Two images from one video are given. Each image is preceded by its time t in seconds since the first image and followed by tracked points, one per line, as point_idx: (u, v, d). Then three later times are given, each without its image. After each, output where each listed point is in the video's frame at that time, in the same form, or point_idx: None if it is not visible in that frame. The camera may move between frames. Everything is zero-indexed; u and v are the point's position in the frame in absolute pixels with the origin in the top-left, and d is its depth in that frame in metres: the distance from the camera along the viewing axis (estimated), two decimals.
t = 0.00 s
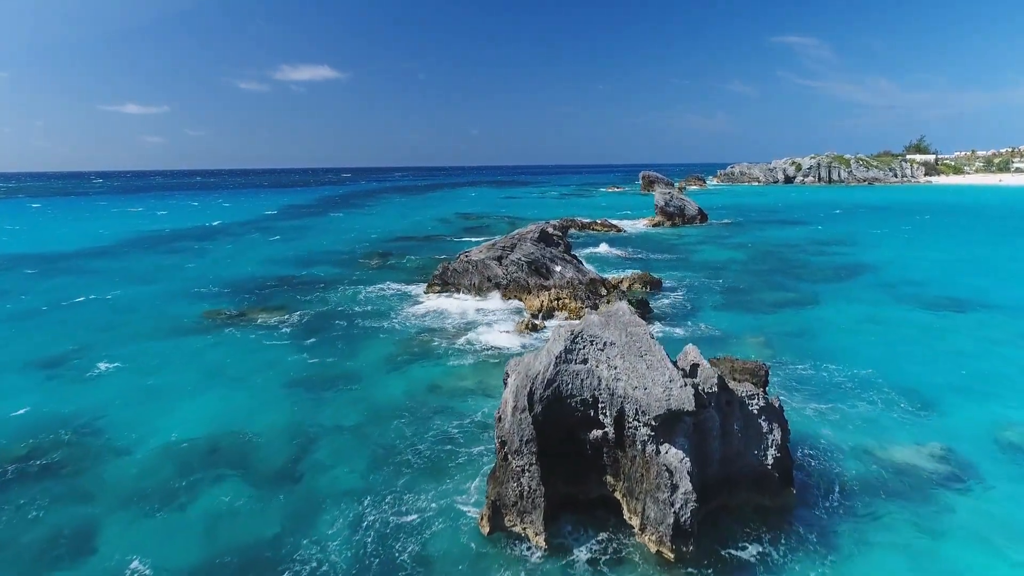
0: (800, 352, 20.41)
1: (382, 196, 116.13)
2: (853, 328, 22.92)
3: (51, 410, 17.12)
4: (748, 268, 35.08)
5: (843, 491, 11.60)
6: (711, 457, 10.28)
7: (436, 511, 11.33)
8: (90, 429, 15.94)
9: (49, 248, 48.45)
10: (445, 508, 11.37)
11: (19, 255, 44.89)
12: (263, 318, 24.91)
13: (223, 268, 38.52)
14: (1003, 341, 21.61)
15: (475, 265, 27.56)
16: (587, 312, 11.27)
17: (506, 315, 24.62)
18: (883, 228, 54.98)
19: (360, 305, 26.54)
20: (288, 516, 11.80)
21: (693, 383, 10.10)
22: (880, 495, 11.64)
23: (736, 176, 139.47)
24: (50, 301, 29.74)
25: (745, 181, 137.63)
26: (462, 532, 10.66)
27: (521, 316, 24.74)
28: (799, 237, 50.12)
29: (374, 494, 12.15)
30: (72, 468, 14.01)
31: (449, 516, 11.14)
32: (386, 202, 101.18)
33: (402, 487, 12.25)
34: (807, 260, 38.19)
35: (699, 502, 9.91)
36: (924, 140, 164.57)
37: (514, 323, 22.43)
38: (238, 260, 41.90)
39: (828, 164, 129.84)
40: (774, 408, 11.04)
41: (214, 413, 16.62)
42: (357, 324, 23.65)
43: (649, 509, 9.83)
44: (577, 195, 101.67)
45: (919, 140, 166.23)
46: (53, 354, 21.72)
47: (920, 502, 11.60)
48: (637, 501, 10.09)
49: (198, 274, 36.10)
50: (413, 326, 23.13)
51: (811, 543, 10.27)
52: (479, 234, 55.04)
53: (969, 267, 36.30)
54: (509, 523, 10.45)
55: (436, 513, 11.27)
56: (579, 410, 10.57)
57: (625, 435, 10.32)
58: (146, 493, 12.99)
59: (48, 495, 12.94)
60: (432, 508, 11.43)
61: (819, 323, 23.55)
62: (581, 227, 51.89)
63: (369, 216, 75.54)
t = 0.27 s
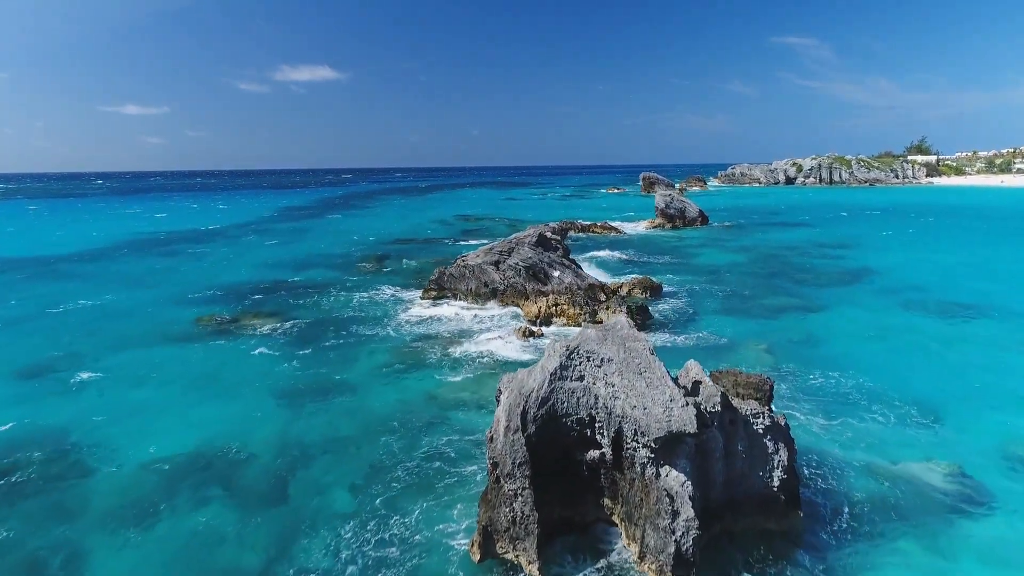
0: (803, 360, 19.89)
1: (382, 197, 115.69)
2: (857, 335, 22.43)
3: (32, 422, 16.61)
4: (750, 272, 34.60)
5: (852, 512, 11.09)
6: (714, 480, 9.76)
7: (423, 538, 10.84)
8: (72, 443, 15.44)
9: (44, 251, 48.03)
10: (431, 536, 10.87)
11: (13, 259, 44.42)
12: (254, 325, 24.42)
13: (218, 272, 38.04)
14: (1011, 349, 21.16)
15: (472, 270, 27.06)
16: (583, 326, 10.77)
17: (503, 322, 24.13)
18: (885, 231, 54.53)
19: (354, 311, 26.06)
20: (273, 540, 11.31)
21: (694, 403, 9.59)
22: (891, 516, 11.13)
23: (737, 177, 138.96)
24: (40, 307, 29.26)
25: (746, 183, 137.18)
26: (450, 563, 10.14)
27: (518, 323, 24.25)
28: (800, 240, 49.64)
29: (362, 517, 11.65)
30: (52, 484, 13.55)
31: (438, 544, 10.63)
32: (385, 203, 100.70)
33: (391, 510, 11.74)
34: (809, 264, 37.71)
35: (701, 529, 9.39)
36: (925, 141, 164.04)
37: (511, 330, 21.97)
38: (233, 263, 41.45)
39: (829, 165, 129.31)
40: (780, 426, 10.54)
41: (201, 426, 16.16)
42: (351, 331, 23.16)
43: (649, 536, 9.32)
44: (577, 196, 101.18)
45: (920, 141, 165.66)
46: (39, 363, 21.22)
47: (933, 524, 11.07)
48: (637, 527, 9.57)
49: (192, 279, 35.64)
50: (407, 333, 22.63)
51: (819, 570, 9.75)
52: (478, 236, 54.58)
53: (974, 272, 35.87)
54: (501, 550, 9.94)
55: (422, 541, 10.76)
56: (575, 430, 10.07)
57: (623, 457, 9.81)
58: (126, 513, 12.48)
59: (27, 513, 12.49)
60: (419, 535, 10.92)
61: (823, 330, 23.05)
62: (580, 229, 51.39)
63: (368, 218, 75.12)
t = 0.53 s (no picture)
0: (809, 368, 19.35)
1: (381, 198, 115.25)
2: (863, 342, 21.92)
3: (14, 434, 16.12)
4: (752, 276, 34.07)
5: (863, 536, 10.56)
6: (718, 505, 9.22)
7: (409, 568, 10.34)
8: (52, 459, 14.94)
9: (39, 254, 47.62)
10: (419, 564, 10.39)
11: (6, 262, 43.97)
12: (246, 332, 23.89)
13: (212, 276, 37.56)
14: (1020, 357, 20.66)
15: (469, 275, 26.55)
16: (580, 342, 10.24)
17: (500, 329, 23.63)
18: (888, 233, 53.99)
19: (348, 317, 25.55)
20: (255, 566, 10.81)
21: (697, 425, 9.06)
22: (904, 539, 10.60)
23: (738, 179, 138.33)
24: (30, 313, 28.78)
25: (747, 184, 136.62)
26: None
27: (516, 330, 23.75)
28: (802, 243, 49.14)
29: (347, 544, 11.13)
30: (32, 501, 13.11)
31: None
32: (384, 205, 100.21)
33: (377, 536, 11.24)
34: (812, 268, 37.22)
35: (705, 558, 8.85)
36: (926, 142, 163.46)
37: (508, 338, 21.50)
38: (229, 267, 40.98)
39: (830, 166, 128.75)
40: (787, 447, 10.02)
41: (189, 440, 15.71)
42: (345, 338, 22.67)
43: (649, 566, 8.79)
44: (577, 198, 100.68)
45: (922, 141, 165.07)
46: (25, 372, 20.74)
47: (949, 547, 10.56)
48: (636, 556, 9.05)
49: (186, 283, 35.17)
50: (402, 341, 22.14)
51: None
52: (477, 238, 54.09)
53: (979, 276, 35.35)
54: None
55: (409, 571, 10.28)
56: (572, 452, 9.56)
57: (622, 481, 9.28)
58: (104, 535, 11.98)
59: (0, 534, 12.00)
60: (405, 564, 10.45)
61: (827, 337, 22.55)
62: (580, 232, 50.86)
63: (366, 220, 74.62)
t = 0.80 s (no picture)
0: (814, 377, 18.86)
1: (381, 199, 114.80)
2: (868, 350, 21.43)
3: None
4: (754, 280, 33.58)
5: (875, 561, 10.01)
6: (723, 533, 8.67)
7: None
8: (32, 475, 14.47)
9: (34, 257, 47.22)
10: None
11: None
12: (238, 338, 23.40)
13: (207, 280, 37.09)
14: None
15: (466, 279, 26.05)
16: (578, 358, 9.72)
17: (497, 336, 23.13)
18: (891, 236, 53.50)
19: (343, 323, 25.06)
20: None
21: (701, 448, 8.53)
22: (918, 564, 10.05)
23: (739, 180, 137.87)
24: (20, 318, 28.33)
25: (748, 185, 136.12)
26: None
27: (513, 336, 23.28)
28: (804, 246, 48.61)
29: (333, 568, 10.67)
30: (11, 518, 12.68)
31: None
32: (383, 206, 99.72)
33: (364, 560, 10.77)
34: (814, 271, 36.70)
35: None
36: (928, 142, 162.76)
37: (504, 346, 21.06)
38: (225, 270, 40.54)
39: (831, 167, 128.10)
40: (795, 469, 9.50)
41: (175, 454, 15.27)
42: (339, 345, 22.19)
43: None
44: (577, 199, 100.19)
45: (923, 142, 164.37)
46: (10, 381, 20.28)
47: (966, 572, 10.03)
48: None
49: (180, 287, 34.72)
50: (397, 348, 21.66)
51: None
52: (475, 241, 53.58)
53: (984, 280, 34.85)
54: None
55: None
56: (569, 476, 9.04)
57: (622, 507, 8.73)
58: (80, 558, 11.50)
59: None
60: None
61: (831, 344, 22.06)
62: (581, 234, 50.34)
63: (365, 222, 74.14)
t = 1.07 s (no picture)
0: (819, 384, 18.38)
1: (380, 200, 114.36)
2: (873, 355, 20.96)
3: None
4: (756, 282, 33.09)
5: None
6: (729, 558, 8.09)
7: None
8: (13, 487, 14.06)
9: (29, 259, 46.78)
10: None
11: None
12: (230, 343, 22.94)
13: (202, 282, 36.66)
14: None
15: (463, 283, 25.52)
16: (574, 370, 9.20)
17: (494, 340, 22.64)
18: (894, 236, 53.07)
19: (337, 326, 24.57)
20: None
21: (706, 468, 7.99)
22: None
23: (739, 180, 137.43)
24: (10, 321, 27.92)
25: (748, 185, 135.65)
26: None
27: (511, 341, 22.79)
28: (807, 247, 48.09)
29: None
30: None
31: None
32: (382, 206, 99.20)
33: None
34: (817, 273, 36.22)
35: None
36: (930, 142, 162.06)
37: (501, 351, 20.58)
38: (220, 272, 40.08)
39: (833, 167, 127.45)
40: (803, 489, 9.01)
41: (162, 465, 14.85)
42: (332, 351, 21.72)
43: None
44: (577, 199, 99.71)
45: (925, 141, 163.65)
46: None
47: None
48: None
49: (174, 289, 34.26)
50: (392, 353, 21.18)
51: None
52: (474, 242, 53.12)
53: (989, 281, 34.43)
54: None
55: None
56: (564, 496, 8.54)
57: (621, 531, 8.19)
58: None
59: None
60: None
61: (836, 349, 21.60)
62: (580, 234, 49.88)
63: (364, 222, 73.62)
